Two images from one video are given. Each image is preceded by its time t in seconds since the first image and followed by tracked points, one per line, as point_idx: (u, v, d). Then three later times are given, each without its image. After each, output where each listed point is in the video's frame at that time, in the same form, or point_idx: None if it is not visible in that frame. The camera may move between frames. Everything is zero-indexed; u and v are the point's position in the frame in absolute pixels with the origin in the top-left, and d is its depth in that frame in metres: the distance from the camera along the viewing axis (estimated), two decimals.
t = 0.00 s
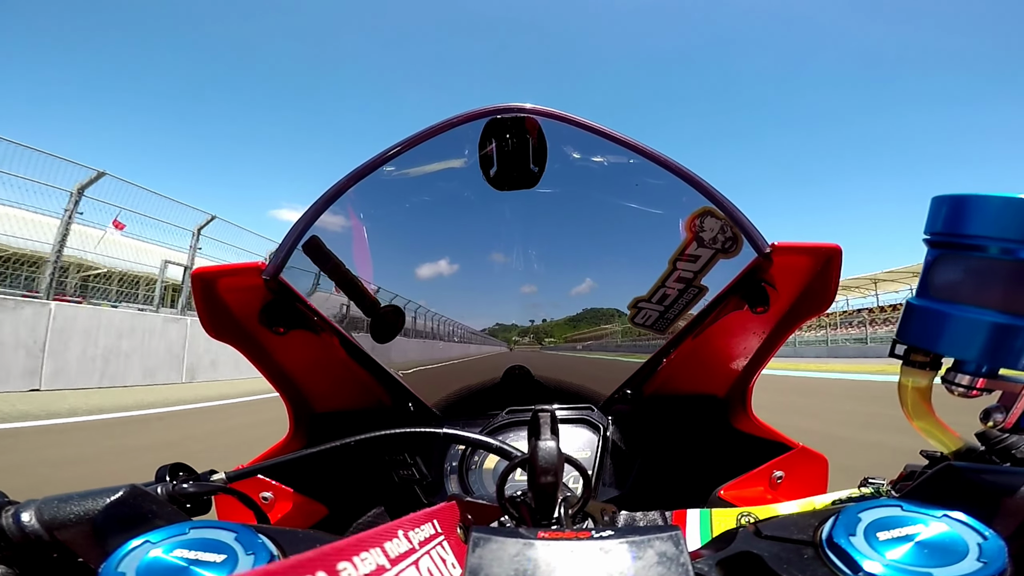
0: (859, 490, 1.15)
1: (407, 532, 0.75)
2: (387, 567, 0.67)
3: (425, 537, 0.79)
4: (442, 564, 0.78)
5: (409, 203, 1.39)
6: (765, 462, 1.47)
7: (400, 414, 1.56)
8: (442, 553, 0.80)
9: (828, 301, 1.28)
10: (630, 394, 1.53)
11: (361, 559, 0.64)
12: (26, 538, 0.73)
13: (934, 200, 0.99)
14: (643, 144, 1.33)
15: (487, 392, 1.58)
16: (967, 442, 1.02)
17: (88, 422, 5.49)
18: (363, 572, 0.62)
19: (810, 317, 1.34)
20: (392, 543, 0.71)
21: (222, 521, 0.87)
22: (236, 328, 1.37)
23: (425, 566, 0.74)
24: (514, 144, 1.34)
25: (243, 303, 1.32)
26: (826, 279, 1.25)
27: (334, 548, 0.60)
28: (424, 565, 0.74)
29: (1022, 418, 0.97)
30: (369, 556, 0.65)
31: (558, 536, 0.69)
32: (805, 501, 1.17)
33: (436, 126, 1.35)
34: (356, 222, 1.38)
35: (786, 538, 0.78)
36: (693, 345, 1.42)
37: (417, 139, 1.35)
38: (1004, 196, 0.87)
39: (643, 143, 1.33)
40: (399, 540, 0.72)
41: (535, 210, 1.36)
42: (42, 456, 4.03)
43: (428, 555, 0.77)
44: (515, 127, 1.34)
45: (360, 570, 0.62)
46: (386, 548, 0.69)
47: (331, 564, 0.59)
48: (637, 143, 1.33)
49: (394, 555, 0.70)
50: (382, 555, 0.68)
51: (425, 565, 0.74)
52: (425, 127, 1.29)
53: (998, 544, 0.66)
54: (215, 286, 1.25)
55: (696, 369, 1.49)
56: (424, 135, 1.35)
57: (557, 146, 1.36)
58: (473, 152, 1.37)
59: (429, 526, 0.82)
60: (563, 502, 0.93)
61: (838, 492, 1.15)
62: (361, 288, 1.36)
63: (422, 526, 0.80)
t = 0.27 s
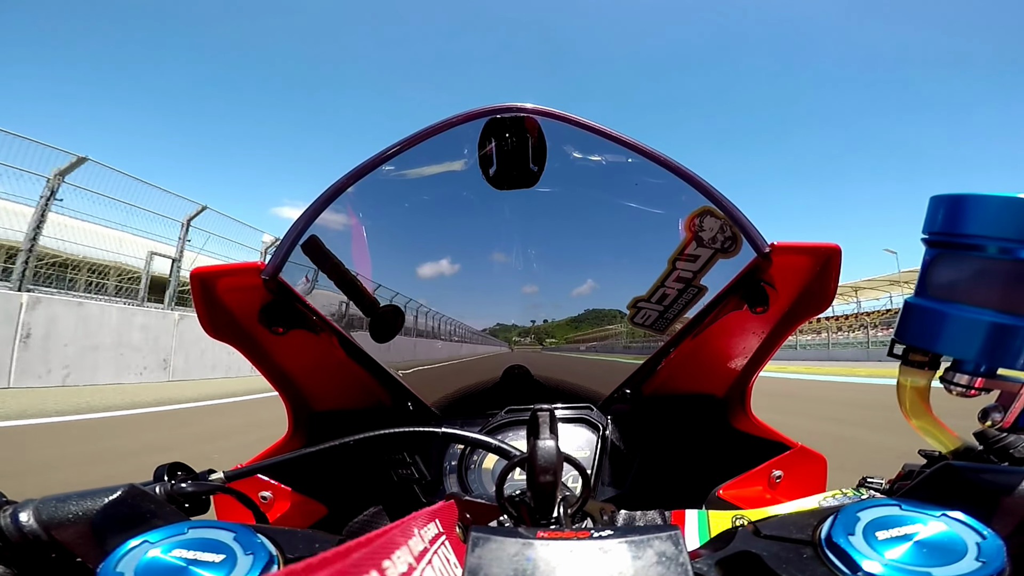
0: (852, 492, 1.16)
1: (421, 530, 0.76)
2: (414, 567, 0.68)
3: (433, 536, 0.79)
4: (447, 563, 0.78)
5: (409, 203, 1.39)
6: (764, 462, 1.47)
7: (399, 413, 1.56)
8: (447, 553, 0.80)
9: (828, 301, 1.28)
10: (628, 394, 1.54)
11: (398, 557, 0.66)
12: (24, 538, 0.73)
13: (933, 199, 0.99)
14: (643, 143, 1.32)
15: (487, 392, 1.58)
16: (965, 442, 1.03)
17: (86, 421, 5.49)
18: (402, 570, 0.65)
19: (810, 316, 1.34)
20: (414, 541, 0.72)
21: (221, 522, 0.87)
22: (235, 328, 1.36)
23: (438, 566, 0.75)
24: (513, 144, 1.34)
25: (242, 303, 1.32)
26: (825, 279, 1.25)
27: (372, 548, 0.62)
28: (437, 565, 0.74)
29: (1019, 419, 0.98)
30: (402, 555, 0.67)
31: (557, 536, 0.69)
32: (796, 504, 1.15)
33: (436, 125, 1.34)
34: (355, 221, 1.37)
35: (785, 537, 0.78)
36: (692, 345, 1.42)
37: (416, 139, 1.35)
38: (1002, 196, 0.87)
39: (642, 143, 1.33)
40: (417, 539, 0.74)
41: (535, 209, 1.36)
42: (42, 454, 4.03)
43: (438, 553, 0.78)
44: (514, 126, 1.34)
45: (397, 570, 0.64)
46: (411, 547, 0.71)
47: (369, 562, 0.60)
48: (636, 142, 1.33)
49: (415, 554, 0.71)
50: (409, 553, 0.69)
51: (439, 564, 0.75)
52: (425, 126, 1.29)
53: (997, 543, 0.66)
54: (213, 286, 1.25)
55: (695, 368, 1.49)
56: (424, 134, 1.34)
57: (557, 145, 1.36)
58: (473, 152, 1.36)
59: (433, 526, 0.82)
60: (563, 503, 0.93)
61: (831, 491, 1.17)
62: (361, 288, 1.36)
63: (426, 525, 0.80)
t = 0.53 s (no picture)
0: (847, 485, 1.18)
1: (399, 534, 0.75)
2: (370, 568, 0.67)
3: (419, 541, 0.78)
4: (436, 568, 0.77)
5: (410, 207, 1.40)
6: (765, 466, 1.46)
7: (400, 417, 1.56)
8: (438, 555, 0.81)
9: (828, 309, 1.29)
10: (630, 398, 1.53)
11: (341, 559, 0.63)
12: (25, 541, 0.73)
13: (935, 204, 0.99)
14: (644, 148, 1.33)
15: (488, 396, 1.58)
16: (968, 446, 1.03)
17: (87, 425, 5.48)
18: (342, 572, 0.62)
19: (810, 324, 1.34)
20: (379, 545, 0.70)
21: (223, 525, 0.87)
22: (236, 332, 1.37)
23: (415, 568, 0.74)
24: (515, 148, 1.34)
25: (244, 307, 1.33)
26: (827, 285, 1.25)
27: (308, 548, 0.60)
28: (414, 568, 0.73)
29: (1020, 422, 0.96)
30: (351, 557, 0.65)
31: (559, 540, 0.69)
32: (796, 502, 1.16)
33: (437, 130, 1.35)
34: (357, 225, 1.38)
35: (787, 541, 0.78)
36: (693, 349, 1.42)
37: (417, 143, 1.36)
38: (1005, 201, 0.87)
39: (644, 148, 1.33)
40: (388, 543, 0.72)
41: (536, 213, 1.37)
42: (42, 457, 4.02)
43: (420, 558, 0.76)
44: (516, 130, 1.34)
45: (338, 570, 0.62)
46: (371, 549, 0.69)
47: (306, 562, 0.58)
48: (637, 147, 1.34)
49: (378, 557, 0.69)
50: (365, 556, 0.67)
51: (415, 568, 0.73)
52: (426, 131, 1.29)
53: (999, 547, 0.66)
54: (215, 290, 1.26)
55: (697, 373, 1.49)
56: (425, 139, 1.35)
57: (558, 150, 1.37)
58: (474, 156, 1.37)
59: (426, 529, 0.82)
60: (565, 506, 0.92)
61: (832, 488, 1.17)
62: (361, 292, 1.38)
63: (416, 529, 0.80)
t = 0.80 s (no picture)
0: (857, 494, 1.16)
1: (432, 529, 0.75)
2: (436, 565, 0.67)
3: (441, 535, 0.79)
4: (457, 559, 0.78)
5: (412, 206, 1.40)
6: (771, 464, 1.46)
7: (404, 416, 1.56)
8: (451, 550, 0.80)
9: (829, 310, 1.28)
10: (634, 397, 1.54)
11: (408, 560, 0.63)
12: (31, 539, 0.73)
13: (939, 203, 0.99)
14: (647, 146, 1.32)
15: (492, 395, 1.58)
16: (974, 445, 1.03)
17: (93, 424, 5.51)
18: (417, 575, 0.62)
19: (815, 321, 1.33)
20: (424, 541, 0.70)
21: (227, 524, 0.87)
22: (240, 331, 1.37)
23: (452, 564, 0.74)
24: (517, 147, 1.34)
25: (247, 306, 1.33)
26: (832, 282, 1.24)
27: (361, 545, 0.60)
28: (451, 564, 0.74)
29: None
30: (414, 558, 0.64)
31: (562, 538, 0.69)
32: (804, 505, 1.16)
33: (440, 129, 1.35)
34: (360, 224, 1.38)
35: (791, 540, 0.78)
36: (697, 348, 1.42)
37: (422, 142, 1.35)
38: (1012, 200, 0.87)
39: (647, 146, 1.33)
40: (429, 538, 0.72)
41: (539, 212, 1.37)
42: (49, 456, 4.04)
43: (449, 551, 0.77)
44: (518, 129, 1.33)
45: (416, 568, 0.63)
46: (424, 546, 0.69)
47: (356, 557, 0.59)
48: (638, 145, 1.33)
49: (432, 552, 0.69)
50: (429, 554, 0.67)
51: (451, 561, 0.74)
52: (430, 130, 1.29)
53: (1004, 546, 0.65)
54: (219, 290, 1.26)
55: (700, 371, 1.49)
56: (428, 138, 1.35)
57: (561, 149, 1.37)
58: (476, 155, 1.37)
59: (439, 526, 0.81)
60: (567, 505, 0.93)
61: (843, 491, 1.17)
62: (366, 291, 1.37)
63: (437, 525, 0.80)
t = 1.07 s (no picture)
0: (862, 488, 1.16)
1: (408, 529, 0.75)
2: (388, 563, 0.67)
3: (425, 536, 0.79)
4: (441, 563, 0.77)
5: (411, 203, 1.40)
6: (768, 462, 1.46)
7: (403, 414, 1.56)
8: (442, 552, 0.80)
9: (827, 308, 1.29)
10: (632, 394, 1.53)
11: (362, 554, 0.64)
12: (29, 537, 0.73)
13: (937, 200, 0.99)
14: (644, 144, 1.33)
15: (491, 391, 1.58)
16: (972, 443, 1.02)
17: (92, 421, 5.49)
18: (363, 567, 0.62)
19: (812, 318, 1.33)
20: (393, 539, 0.71)
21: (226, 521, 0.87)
22: (239, 328, 1.37)
23: (424, 564, 0.74)
24: (516, 145, 1.34)
25: (246, 303, 1.32)
26: (829, 280, 1.25)
27: (336, 541, 0.60)
28: (423, 564, 0.73)
29: None
30: (370, 551, 0.65)
31: (560, 536, 0.69)
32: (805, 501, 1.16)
33: (439, 126, 1.35)
34: (359, 221, 1.38)
35: (789, 538, 0.78)
36: (695, 345, 1.42)
37: (420, 139, 1.35)
38: (1010, 197, 0.87)
39: (645, 143, 1.33)
40: (400, 537, 0.73)
41: (539, 210, 1.36)
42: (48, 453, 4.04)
43: (427, 553, 0.77)
44: (518, 127, 1.34)
45: (360, 565, 0.62)
46: (386, 544, 0.69)
47: (334, 557, 0.58)
48: (639, 143, 1.33)
49: (394, 551, 0.70)
50: (382, 551, 0.67)
51: (425, 563, 0.74)
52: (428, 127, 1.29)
53: (1003, 544, 0.66)
54: (217, 287, 1.26)
55: (698, 369, 1.49)
56: (426, 135, 1.35)
57: (560, 146, 1.37)
58: (476, 152, 1.37)
59: (429, 525, 0.82)
60: (566, 502, 0.92)
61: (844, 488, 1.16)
62: (364, 287, 1.36)
63: (422, 524, 0.80)
